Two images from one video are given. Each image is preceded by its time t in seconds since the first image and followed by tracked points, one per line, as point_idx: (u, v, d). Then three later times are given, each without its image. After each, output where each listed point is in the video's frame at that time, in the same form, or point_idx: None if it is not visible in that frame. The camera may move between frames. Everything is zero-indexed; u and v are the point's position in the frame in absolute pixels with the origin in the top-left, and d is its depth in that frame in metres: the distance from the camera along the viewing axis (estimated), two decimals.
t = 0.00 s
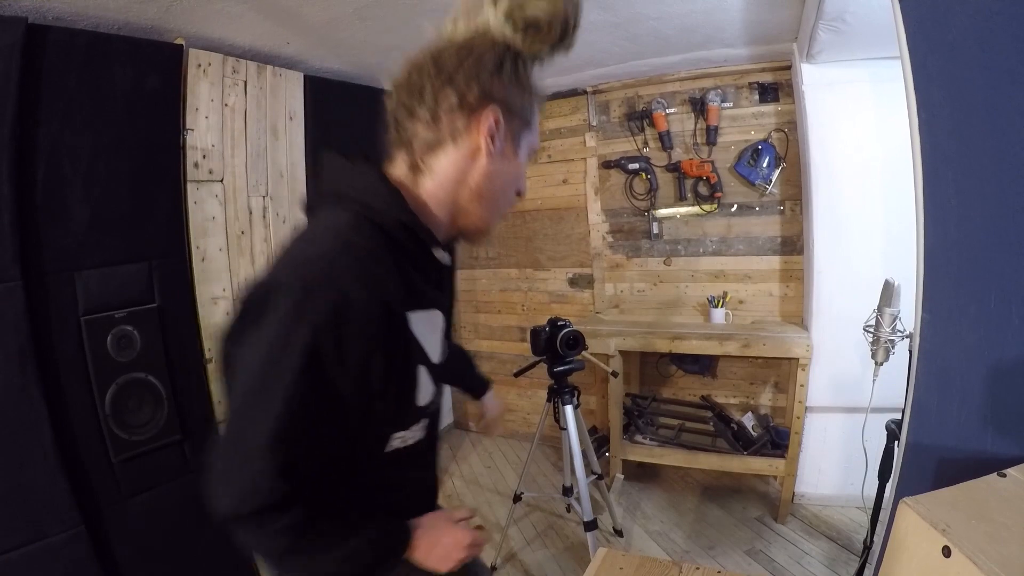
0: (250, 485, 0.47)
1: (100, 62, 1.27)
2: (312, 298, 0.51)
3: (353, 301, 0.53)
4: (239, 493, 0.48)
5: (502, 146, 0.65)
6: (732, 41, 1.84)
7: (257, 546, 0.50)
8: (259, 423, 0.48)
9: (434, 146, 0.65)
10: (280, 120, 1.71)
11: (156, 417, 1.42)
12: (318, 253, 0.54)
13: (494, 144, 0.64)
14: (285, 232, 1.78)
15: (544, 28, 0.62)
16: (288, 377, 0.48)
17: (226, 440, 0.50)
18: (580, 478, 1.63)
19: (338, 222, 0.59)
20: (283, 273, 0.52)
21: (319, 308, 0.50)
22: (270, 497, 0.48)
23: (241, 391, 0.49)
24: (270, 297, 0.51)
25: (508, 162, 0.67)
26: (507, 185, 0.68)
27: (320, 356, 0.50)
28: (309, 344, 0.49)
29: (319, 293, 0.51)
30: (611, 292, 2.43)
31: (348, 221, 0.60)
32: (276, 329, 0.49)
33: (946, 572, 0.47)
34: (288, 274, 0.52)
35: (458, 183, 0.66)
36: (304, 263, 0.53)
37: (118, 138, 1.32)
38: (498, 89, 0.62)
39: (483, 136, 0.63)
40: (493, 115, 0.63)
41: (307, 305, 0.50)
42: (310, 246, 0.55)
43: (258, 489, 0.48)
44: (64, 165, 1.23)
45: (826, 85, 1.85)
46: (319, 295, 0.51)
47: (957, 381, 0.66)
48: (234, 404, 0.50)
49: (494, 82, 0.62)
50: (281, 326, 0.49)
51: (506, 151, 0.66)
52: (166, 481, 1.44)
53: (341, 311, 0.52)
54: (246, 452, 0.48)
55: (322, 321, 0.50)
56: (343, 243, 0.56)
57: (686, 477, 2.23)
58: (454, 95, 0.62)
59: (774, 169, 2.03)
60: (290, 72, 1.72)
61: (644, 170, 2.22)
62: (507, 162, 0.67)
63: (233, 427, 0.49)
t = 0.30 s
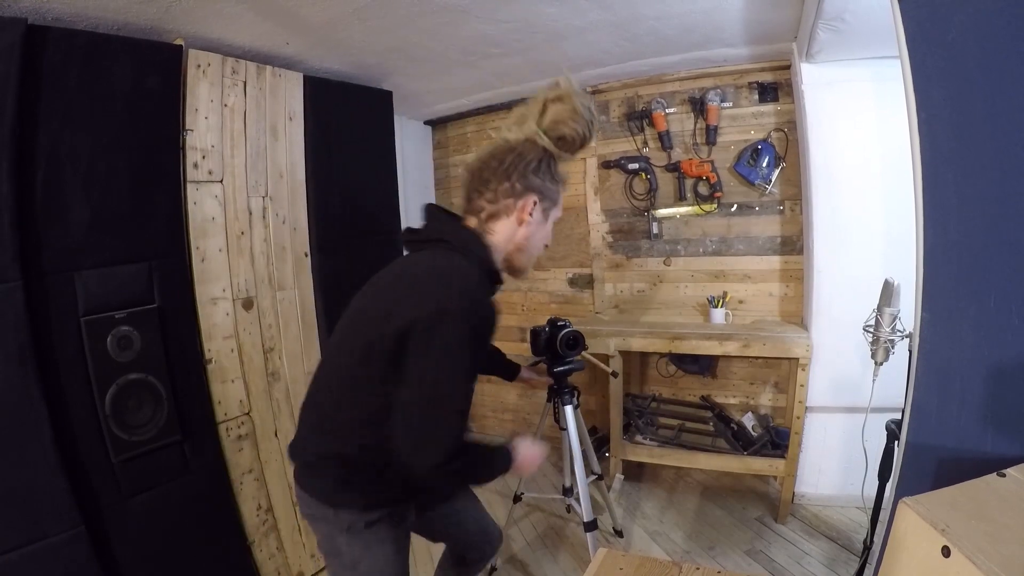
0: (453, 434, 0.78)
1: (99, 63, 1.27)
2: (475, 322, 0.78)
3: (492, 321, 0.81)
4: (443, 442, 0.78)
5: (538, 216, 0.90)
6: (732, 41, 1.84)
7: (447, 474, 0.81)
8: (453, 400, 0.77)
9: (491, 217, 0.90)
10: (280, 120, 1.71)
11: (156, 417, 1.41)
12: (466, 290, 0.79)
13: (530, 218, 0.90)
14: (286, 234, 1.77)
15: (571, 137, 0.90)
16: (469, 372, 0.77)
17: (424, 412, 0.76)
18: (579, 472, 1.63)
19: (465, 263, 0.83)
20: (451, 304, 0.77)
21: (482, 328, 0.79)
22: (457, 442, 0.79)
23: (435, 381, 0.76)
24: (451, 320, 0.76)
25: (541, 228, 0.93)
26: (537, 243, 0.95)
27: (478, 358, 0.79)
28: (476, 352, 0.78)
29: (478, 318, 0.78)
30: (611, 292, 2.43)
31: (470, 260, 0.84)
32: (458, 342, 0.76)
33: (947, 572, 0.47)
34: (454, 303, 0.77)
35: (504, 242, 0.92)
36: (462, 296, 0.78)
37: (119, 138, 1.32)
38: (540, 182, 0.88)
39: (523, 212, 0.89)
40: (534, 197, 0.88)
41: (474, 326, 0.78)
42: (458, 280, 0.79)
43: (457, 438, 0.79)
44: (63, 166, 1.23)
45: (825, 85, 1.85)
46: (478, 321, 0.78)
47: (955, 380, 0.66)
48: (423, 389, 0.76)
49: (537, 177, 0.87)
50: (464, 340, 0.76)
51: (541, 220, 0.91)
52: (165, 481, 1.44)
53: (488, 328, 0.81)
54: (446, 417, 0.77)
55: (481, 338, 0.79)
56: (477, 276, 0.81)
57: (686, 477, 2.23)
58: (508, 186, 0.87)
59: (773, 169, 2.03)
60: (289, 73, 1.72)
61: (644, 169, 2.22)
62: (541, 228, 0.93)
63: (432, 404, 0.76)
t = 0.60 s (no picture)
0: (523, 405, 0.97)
1: (98, 63, 1.26)
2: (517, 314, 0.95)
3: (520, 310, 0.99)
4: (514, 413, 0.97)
5: (528, 235, 1.08)
6: (732, 39, 1.84)
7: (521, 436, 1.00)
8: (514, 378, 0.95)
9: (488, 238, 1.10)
10: (279, 119, 1.71)
11: (156, 418, 1.42)
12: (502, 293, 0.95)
13: (520, 235, 1.08)
14: (286, 233, 1.77)
15: (560, 172, 1.09)
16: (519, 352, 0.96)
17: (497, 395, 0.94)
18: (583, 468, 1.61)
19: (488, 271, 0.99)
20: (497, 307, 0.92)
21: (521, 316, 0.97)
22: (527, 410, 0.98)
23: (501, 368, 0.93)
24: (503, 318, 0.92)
25: (533, 247, 1.10)
26: (528, 260, 1.12)
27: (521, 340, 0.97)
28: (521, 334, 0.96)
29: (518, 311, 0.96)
30: (611, 291, 2.42)
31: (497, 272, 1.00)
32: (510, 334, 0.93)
33: (947, 571, 0.47)
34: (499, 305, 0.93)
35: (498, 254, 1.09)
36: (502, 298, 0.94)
37: (118, 139, 1.32)
38: (530, 207, 1.07)
39: (513, 230, 1.07)
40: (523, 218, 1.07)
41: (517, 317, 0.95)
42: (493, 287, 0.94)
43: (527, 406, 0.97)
44: (63, 166, 1.23)
45: (825, 84, 1.85)
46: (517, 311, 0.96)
47: (955, 379, 0.66)
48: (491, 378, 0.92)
49: (529, 202, 1.06)
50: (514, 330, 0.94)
51: (532, 239, 1.09)
52: (166, 481, 1.44)
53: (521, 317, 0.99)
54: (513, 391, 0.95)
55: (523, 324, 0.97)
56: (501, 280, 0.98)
57: (686, 475, 2.24)
58: (502, 208, 1.07)
59: (773, 167, 2.03)
60: (289, 73, 1.72)
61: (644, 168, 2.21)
62: (531, 246, 1.10)
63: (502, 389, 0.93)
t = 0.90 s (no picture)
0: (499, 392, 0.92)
1: (98, 63, 1.26)
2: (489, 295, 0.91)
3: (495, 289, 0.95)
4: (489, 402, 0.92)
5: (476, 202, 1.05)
6: (732, 39, 1.84)
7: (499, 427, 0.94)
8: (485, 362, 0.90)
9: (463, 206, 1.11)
10: (279, 119, 1.71)
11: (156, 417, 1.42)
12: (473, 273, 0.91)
13: (470, 205, 1.06)
14: (286, 233, 1.77)
15: (514, 133, 1.01)
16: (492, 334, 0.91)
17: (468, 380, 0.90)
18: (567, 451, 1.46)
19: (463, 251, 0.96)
20: (467, 286, 0.89)
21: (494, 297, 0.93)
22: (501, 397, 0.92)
23: (471, 353, 0.89)
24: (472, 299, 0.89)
25: (487, 215, 1.04)
26: (486, 230, 1.05)
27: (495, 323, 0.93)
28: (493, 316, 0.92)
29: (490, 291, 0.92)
30: (611, 291, 2.43)
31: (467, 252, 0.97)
32: (478, 315, 0.89)
33: (947, 570, 0.47)
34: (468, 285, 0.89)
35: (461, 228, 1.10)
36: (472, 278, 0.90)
37: (118, 138, 1.32)
38: (477, 172, 1.04)
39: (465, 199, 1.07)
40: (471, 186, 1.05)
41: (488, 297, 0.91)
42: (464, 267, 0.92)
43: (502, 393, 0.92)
44: (62, 166, 1.23)
45: (825, 83, 1.85)
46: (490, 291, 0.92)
47: (955, 380, 0.66)
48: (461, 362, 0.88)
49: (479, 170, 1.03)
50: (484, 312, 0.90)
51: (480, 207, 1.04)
52: (166, 481, 1.44)
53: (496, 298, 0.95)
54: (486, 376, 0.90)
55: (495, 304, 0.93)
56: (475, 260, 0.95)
57: (686, 475, 2.24)
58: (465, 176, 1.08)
59: (773, 166, 2.03)
60: (289, 72, 1.72)
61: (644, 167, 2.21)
62: (482, 213, 1.04)
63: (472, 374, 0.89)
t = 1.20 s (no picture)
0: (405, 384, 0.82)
1: (99, 63, 1.26)
2: (419, 264, 0.81)
3: (437, 262, 0.85)
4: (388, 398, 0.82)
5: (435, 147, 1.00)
6: (732, 39, 1.84)
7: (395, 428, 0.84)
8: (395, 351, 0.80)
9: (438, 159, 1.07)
10: (280, 119, 1.71)
11: (156, 417, 1.42)
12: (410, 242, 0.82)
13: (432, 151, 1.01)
14: (286, 233, 1.77)
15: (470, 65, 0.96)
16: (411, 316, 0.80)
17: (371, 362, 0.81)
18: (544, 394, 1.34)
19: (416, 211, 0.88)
20: (396, 253, 0.81)
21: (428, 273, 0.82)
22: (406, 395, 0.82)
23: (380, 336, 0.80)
24: (397, 271, 0.80)
25: (444, 157, 0.97)
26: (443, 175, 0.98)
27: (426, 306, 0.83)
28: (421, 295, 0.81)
29: (422, 260, 0.82)
30: (611, 291, 2.43)
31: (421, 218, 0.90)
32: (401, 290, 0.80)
33: (947, 571, 0.47)
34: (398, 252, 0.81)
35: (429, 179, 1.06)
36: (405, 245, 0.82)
37: (119, 139, 1.32)
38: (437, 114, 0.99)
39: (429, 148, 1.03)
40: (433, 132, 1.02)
41: (420, 270, 0.81)
42: (404, 231, 0.84)
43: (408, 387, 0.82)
44: (62, 166, 1.23)
45: (824, 84, 1.85)
46: (426, 262, 0.82)
47: (956, 382, 0.66)
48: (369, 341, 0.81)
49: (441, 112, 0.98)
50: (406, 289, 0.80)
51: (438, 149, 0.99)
52: (166, 481, 1.44)
53: (436, 276, 0.84)
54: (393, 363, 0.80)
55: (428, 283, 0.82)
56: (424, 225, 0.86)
57: (686, 475, 2.24)
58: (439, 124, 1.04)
59: (774, 167, 2.03)
60: (289, 72, 1.72)
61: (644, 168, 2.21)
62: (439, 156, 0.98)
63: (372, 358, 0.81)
